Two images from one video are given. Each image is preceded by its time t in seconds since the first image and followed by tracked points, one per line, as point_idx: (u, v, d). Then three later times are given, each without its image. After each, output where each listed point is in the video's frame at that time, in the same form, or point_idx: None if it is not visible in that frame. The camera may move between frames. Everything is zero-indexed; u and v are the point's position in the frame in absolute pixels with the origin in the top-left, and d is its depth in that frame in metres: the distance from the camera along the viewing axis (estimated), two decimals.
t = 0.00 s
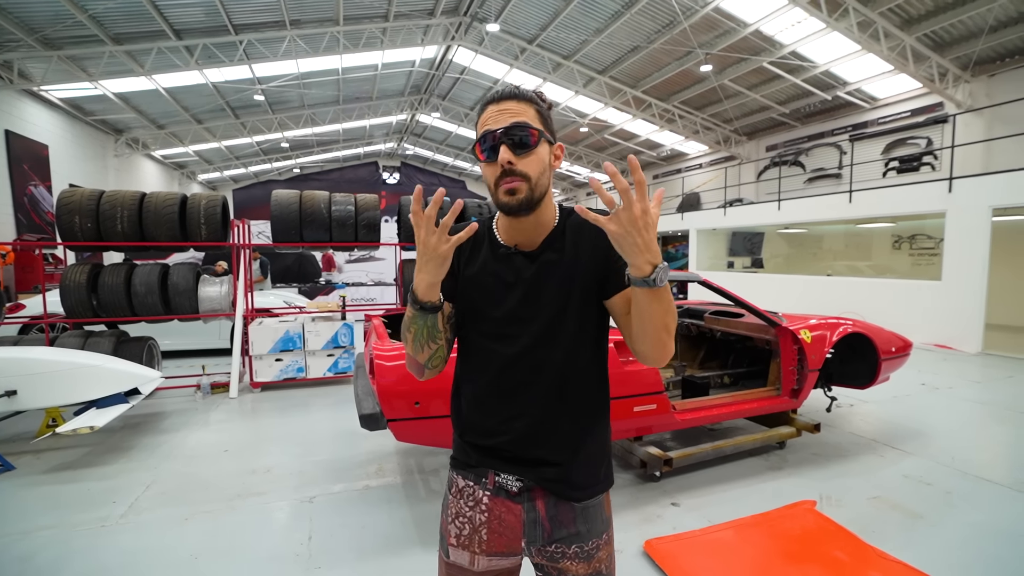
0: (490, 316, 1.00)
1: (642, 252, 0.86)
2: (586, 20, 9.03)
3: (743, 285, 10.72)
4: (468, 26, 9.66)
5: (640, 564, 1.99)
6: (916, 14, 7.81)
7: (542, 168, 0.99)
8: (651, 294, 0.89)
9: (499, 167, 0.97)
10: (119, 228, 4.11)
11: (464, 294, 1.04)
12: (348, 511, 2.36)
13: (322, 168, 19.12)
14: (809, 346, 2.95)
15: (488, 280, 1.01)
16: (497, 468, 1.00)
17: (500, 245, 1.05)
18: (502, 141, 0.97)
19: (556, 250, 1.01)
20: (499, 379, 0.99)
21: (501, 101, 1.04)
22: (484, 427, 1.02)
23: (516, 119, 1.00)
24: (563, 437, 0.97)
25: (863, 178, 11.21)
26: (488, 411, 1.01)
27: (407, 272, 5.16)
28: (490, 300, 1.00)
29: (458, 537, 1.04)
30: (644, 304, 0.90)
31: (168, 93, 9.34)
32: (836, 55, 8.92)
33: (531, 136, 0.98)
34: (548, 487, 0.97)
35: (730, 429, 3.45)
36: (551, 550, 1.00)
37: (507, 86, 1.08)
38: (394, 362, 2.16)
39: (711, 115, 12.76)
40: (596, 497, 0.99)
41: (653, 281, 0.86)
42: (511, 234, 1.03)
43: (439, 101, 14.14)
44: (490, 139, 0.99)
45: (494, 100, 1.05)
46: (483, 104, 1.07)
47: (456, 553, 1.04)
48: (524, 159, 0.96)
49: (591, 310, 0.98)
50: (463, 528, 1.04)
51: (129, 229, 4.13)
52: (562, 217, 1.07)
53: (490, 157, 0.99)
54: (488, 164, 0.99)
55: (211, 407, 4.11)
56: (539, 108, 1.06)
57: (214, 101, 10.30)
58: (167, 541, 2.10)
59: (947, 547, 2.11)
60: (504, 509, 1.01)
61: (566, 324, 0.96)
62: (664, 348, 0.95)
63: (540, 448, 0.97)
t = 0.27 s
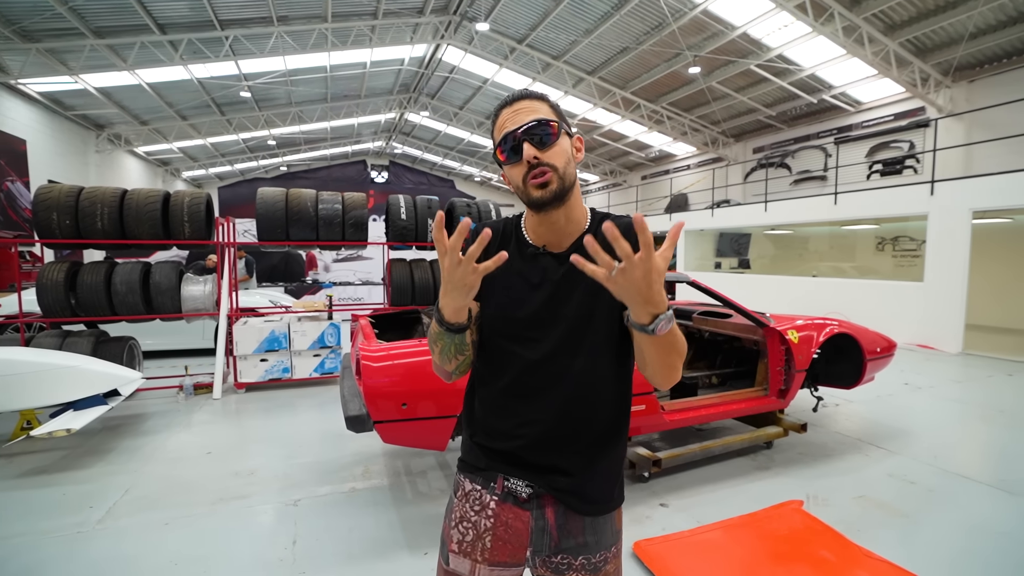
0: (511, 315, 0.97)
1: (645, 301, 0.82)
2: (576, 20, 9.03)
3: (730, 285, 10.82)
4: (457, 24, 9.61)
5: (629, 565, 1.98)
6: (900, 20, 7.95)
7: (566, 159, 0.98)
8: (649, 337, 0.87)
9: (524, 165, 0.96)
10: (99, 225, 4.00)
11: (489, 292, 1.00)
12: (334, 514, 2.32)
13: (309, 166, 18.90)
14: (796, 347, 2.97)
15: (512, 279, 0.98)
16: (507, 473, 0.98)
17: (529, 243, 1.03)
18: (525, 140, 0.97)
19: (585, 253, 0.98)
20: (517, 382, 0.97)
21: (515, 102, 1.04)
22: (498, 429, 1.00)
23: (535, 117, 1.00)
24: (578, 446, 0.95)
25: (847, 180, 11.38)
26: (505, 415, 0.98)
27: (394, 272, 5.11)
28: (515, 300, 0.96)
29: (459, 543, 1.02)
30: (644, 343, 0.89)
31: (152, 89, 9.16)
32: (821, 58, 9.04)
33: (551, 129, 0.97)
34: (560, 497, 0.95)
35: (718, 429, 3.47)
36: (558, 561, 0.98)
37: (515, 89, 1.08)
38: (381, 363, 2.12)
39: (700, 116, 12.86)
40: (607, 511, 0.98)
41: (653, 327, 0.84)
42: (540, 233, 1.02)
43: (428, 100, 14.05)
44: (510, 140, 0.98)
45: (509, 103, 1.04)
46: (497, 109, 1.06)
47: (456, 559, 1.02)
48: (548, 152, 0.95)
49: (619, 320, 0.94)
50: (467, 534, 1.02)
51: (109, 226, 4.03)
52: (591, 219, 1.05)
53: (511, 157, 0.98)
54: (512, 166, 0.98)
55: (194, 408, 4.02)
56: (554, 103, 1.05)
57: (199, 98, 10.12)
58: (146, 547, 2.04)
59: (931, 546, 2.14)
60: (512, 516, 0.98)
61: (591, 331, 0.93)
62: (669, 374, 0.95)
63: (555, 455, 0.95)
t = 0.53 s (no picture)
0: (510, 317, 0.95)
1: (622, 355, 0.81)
2: (565, 21, 9.04)
3: (717, 285, 10.91)
4: (446, 23, 9.56)
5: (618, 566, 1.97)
6: (883, 24, 8.08)
7: (566, 164, 0.96)
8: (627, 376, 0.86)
9: (522, 166, 0.94)
10: (78, 224, 3.90)
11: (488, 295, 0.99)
12: (320, 517, 2.28)
13: (296, 165, 18.69)
14: (784, 346, 2.99)
15: (511, 281, 0.96)
16: (504, 476, 0.97)
17: (525, 245, 1.00)
18: (525, 140, 0.95)
19: (584, 257, 0.97)
20: (515, 385, 0.95)
21: (520, 99, 1.01)
22: (495, 432, 0.99)
23: (538, 117, 0.98)
24: (577, 449, 0.94)
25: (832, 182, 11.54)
26: (503, 418, 0.97)
27: (382, 272, 5.07)
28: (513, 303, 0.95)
29: (451, 547, 1.01)
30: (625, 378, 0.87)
31: (134, 85, 8.98)
32: (807, 61, 9.15)
33: (553, 131, 0.95)
34: (558, 501, 0.94)
35: (706, 428, 3.49)
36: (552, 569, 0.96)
37: (520, 84, 1.05)
38: (368, 364, 2.09)
39: (688, 118, 12.96)
40: (605, 516, 0.96)
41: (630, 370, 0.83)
42: (535, 235, 0.99)
43: (417, 99, 13.98)
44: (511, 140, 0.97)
45: (512, 100, 1.01)
46: (500, 105, 1.04)
47: (448, 564, 1.01)
48: (549, 155, 0.94)
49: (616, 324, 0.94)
50: (460, 537, 1.01)
51: (89, 225, 3.93)
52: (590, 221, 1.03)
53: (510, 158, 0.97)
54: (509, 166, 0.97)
55: (177, 410, 3.94)
56: (559, 103, 1.03)
57: (183, 95, 9.94)
58: (126, 553, 1.99)
59: (915, 543, 2.17)
60: (507, 519, 0.97)
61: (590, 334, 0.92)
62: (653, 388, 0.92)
63: (552, 459, 0.94)
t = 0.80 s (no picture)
0: (483, 319, 0.93)
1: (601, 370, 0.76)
2: (559, 21, 9.03)
3: (710, 286, 10.96)
4: (440, 23, 9.52)
5: (613, 568, 1.96)
6: (874, 27, 8.15)
7: (550, 170, 0.94)
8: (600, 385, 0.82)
9: (508, 166, 0.90)
10: (65, 223, 3.84)
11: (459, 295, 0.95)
12: (312, 521, 2.25)
13: (289, 165, 18.55)
14: (777, 347, 3.00)
15: (483, 279, 0.93)
16: (479, 490, 0.93)
17: (497, 243, 0.97)
18: (512, 140, 0.92)
19: (557, 257, 0.96)
20: (490, 390, 0.92)
21: (506, 96, 0.97)
22: (468, 444, 0.94)
23: (526, 117, 0.94)
24: (555, 455, 0.92)
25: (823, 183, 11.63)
26: (476, 426, 0.93)
27: (376, 272, 5.04)
28: (485, 301, 0.92)
29: (428, 568, 0.95)
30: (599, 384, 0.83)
31: (123, 83, 8.87)
32: (799, 63, 9.21)
33: (541, 134, 0.93)
34: (537, 511, 0.91)
35: (700, 429, 3.48)
36: None
37: (504, 79, 1.01)
38: (359, 366, 2.07)
39: (681, 119, 13.02)
40: (585, 524, 0.94)
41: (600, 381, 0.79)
42: (508, 234, 0.96)
43: (410, 98, 13.93)
44: (496, 137, 0.92)
45: (501, 95, 0.97)
46: (483, 98, 0.98)
47: None
48: (538, 159, 0.92)
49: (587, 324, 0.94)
50: (436, 558, 0.95)
51: (76, 224, 3.87)
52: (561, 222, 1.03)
53: (494, 155, 0.92)
54: (492, 163, 0.92)
55: (166, 412, 3.89)
56: (544, 103, 1.00)
57: (173, 93, 9.83)
58: (112, 558, 1.95)
59: (908, 542, 2.17)
60: (484, 536, 0.92)
61: (565, 334, 0.91)
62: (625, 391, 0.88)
63: (529, 467, 0.91)
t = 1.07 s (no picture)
0: (463, 324, 0.89)
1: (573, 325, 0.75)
2: (559, 22, 9.03)
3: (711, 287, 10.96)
4: (441, 24, 9.52)
5: (615, 570, 1.95)
6: (874, 28, 8.16)
7: (538, 172, 0.94)
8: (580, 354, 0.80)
9: (500, 169, 0.88)
10: (66, 224, 3.84)
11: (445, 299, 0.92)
12: (313, 522, 2.25)
13: (289, 166, 18.55)
14: (779, 348, 3.00)
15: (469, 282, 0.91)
16: (460, 500, 0.91)
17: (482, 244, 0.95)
18: (501, 142, 0.90)
19: (544, 259, 0.94)
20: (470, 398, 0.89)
21: (488, 98, 0.96)
22: (448, 454, 0.92)
23: (511, 118, 0.93)
24: (537, 463, 0.90)
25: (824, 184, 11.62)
26: (456, 437, 0.90)
27: (376, 273, 5.03)
28: (473, 305, 0.88)
29: None
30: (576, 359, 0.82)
31: (124, 84, 8.87)
32: (800, 64, 9.21)
33: (529, 136, 0.92)
34: (520, 522, 0.90)
35: (701, 430, 3.48)
36: None
37: (484, 81, 0.99)
38: (361, 367, 2.07)
39: (681, 120, 13.03)
40: (570, 532, 0.93)
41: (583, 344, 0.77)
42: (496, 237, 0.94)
43: (410, 99, 13.94)
44: (483, 138, 0.90)
45: (482, 98, 0.95)
46: (463, 101, 0.96)
47: None
48: (527, 160, 0.91)
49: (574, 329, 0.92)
50: (417, 569, 0.94)
51: (77, 224, 3.87)
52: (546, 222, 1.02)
53: (483, 158, 0.90)
54: (480, 167, 0.89)
55: (166, 413, 3.89)
56: (525, 103, 1.00)
57: (174, 94, 9.83)
58: (113, 559, 1.95)
59: (910, 545, 2.16)
60: (466, 547, 0.91)
61: (550, 339, 0.89)
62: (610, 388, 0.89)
63: (511, 476, 0.90)
